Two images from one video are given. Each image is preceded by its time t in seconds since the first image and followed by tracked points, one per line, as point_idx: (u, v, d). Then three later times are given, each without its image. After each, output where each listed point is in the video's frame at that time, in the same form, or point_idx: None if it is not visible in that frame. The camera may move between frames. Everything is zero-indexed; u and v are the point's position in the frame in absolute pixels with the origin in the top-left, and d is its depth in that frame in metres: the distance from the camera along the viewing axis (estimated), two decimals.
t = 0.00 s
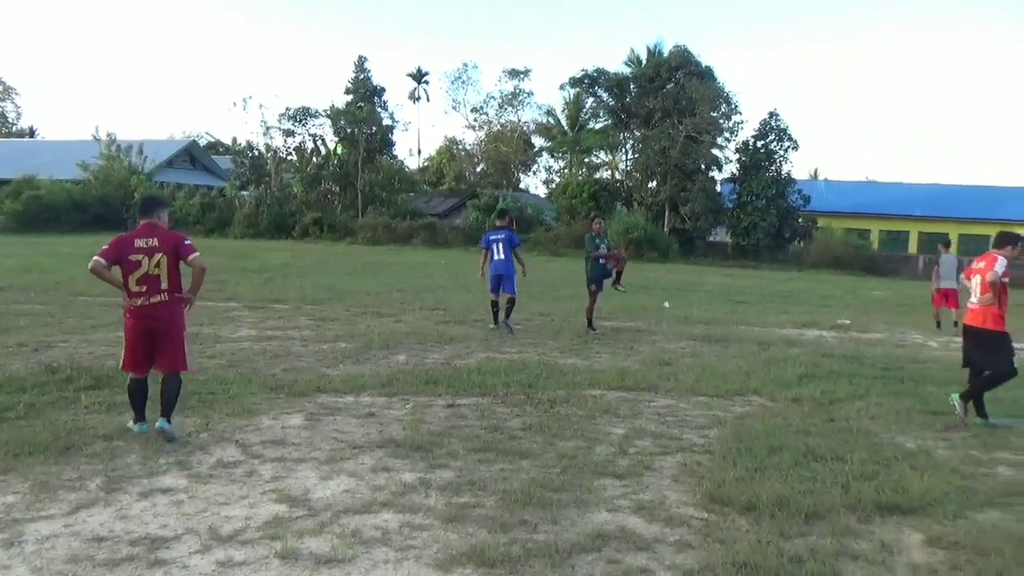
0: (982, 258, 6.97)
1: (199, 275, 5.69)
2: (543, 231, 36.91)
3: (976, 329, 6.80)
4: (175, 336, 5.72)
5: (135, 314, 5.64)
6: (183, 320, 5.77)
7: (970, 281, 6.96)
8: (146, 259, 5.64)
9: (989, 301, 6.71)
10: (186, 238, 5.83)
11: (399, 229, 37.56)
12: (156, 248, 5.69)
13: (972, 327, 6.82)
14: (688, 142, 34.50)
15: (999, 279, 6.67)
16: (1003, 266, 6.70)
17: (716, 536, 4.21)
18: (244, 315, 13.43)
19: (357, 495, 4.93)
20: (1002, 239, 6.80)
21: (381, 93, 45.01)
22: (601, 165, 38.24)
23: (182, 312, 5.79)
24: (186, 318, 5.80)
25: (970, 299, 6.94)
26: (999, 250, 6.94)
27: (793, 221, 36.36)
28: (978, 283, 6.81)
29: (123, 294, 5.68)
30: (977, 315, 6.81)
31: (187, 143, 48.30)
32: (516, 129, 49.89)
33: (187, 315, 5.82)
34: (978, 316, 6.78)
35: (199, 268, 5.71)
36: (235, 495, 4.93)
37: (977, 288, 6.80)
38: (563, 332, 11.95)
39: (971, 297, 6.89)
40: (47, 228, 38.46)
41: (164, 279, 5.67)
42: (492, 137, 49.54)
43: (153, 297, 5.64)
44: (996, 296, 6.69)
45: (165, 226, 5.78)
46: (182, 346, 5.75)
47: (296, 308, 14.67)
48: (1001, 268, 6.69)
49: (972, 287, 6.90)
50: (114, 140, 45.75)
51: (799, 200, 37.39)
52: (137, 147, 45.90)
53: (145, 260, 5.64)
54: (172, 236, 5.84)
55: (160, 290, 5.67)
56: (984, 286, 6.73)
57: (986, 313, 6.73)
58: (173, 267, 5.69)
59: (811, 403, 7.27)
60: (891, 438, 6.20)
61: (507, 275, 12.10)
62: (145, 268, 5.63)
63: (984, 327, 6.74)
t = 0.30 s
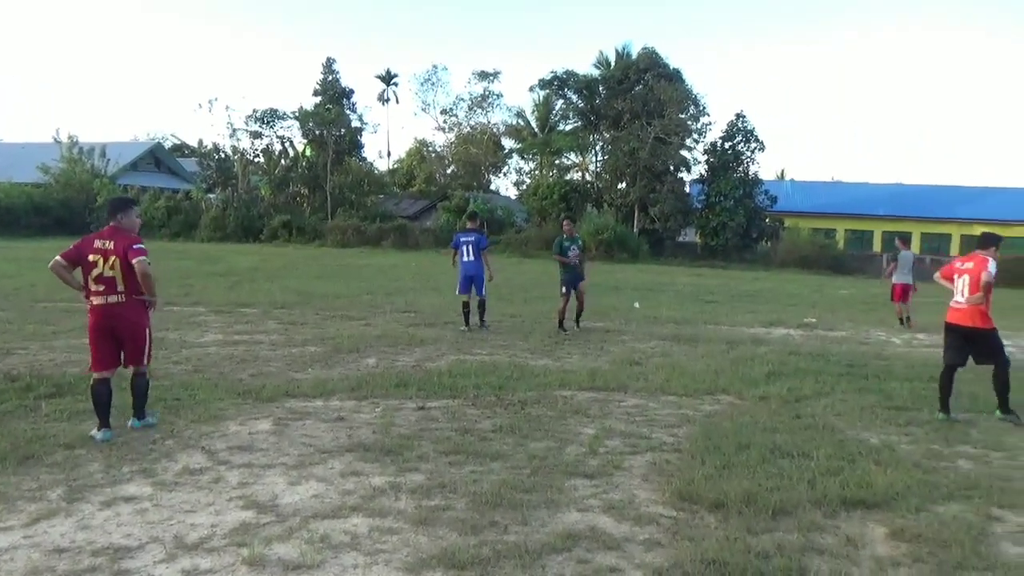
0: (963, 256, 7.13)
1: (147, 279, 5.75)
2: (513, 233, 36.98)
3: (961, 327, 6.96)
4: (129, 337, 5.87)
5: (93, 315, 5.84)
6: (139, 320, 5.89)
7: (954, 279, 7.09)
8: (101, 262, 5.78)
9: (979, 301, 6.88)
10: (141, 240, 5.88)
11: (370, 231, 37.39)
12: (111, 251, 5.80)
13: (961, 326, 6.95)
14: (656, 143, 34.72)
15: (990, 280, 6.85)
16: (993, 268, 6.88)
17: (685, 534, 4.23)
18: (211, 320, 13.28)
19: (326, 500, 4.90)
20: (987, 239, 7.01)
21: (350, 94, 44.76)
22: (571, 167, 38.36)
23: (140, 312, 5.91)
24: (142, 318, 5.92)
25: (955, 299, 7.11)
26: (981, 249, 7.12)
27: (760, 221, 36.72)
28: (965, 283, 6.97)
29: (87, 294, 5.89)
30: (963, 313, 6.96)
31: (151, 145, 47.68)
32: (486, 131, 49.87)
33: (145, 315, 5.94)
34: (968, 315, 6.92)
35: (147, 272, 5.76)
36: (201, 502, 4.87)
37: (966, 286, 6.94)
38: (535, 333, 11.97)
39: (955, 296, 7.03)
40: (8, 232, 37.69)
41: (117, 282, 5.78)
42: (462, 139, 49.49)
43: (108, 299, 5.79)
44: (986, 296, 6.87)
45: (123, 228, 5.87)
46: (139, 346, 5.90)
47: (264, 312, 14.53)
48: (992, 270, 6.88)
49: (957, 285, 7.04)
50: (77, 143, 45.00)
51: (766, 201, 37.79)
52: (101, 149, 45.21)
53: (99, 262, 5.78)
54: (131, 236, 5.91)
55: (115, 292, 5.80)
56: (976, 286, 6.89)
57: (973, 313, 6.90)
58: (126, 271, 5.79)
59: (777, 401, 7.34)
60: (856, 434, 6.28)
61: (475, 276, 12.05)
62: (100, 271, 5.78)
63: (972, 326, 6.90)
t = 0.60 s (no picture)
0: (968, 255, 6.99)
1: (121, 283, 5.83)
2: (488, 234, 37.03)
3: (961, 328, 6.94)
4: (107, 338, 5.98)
5: (77, 315, 6.01)
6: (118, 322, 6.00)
7: (957, 279, 7.00)
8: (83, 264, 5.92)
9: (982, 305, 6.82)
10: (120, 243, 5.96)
11: (343, 232, 37.20)
12: (92, 253, 5.93)
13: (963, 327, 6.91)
14: (631, 144, 34.85)
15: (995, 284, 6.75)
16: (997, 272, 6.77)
17: (659, 533, 4.24)
18: (182, 322, 13.14)
19: (299, 503, 4.85)
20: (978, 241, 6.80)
21: (323, 95, 44.47)
22: (546, 167, 38.44)
23: (120, 314, 6.02)
24: (121, 320, 6.02)
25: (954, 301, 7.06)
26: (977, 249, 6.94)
27: (733, 221, 36.97)
28: (967, 285, 6.89)
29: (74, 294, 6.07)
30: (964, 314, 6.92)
31: (120, 146, 47.13)
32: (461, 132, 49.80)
33: (124, 317, 6.04)
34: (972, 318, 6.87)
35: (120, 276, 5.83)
36: (172, 507, 4.80)
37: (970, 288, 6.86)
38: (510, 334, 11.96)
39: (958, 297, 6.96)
40: None
41: (96, 284, 5.91)
42: (437, 139, 49.39)
43: (88, 301, 5.94)
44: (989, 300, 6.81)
45: (104, 230, 5.97)
46: (117, 347, 6.00)
47: (236, 314, 14.41)
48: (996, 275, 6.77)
49: (960, 286, 6.96)
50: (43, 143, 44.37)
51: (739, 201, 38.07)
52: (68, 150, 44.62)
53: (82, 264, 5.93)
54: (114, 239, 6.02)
55: (95, 294, 5.93)
56: (979, 290, 6.81)
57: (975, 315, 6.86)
58: (104, 274, 5.89)
59: (750, 399, 7.38)
60: (827, 431, 6.33)
61: (454, 277, 12.02)
62: (82, 273, 5.94)
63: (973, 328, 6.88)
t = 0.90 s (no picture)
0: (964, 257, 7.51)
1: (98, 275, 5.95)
2: (460, 232, 37.07)
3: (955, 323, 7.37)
4: (80, 331, 6.07)
5: (54, 309, 6.13)
6: (91, 316, 6.09)
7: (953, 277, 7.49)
8: (62, 258, 6.07)
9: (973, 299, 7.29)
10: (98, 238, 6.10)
11: (312, 230, 36.90)
12: (70, 248, 6.07)
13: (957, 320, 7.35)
14: (601, 143, 34.95)
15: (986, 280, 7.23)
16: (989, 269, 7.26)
17: (628, 529, 4.25)
18: (146, 321, 12.95)
19: (266, 504, 4.79)
20: (972, 240, 7.38)
21: (291, 91, 44.11)
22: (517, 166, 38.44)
23: (94, 308, 6.11)
24: (95, 314, 6.11)
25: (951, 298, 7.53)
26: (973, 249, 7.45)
27: (702, 220, 37.23)
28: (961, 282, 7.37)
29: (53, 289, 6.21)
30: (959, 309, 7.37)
31: (82, 142, 46.38)
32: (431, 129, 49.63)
33: (98, 311, 6.13)
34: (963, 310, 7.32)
35: (96, 269, 5.95)
36: (135, 510, 4.72)
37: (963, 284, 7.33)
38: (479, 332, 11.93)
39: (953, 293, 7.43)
40: None
41: (73, 277, 6.03)
42: (408, 137, 49.17)
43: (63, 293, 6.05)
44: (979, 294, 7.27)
45: (83, 226, 6.12)
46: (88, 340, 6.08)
47: (202, 313, 14.23)
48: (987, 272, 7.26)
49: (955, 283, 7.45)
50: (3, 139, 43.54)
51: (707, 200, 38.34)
52: (29, 146, 43.84)
53: (61, 259, 6.07)
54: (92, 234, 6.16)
55: (71, 287, 6.05)
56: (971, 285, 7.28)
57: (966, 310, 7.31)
58: (81, 267, 6.01)
59: (718, 396, 7.44)
60: (794, 427, 6.39)
61: (425, 272, 11.95)
62: (60, 267, 6.07)
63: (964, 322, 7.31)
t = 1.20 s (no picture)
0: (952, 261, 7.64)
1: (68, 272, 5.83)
2: (435, 231, 37.00)
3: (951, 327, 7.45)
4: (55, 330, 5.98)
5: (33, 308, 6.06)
6: (67, 314, 6.00)
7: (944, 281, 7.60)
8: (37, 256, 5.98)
9: (967, 302, 7.37)
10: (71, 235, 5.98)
11: (286, 228, 36.61)
12: (45, 245, 5.98)
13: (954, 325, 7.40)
14: (577, 142, 35.01)
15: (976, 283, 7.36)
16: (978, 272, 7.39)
17: (602, 527, 4.25)
18: (115, 319, 12.76)
19: (237, 504, 4.74)
20: (960, 244, 7.52)
21: (265, 87, 43.72)
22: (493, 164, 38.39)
23: (69, 306, 6.01)
24: (71, 312, 6.02)
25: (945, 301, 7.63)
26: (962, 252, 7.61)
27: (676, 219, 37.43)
28: (953, 285, 7.48)
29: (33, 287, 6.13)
30: (952, 312, 7.47)
31: (50, 136, 45.68)
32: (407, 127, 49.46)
33: (74, 309, 6.03)
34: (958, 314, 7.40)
35: (65, 267, 5.83)
36: (103, 511, 4.64)
37: (956, 288, 7.43)
38: (453, 331, 11.88)
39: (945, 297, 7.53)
40: None
41: (48, 275, 5.93)
42: (383, 134, 48.92)
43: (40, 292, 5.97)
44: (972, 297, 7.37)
45: (57, 224, 6.02)
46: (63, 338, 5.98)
47: (173, 311, 14.06)
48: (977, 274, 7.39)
49: (946, 287, 7.55)
50: None
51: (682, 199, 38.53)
52: None
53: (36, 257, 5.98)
54: (67, 231, 6.04)
55: (47, 285, 5.96)
56: (963, 288, 7.38)
57: (961, 313, 7.41)
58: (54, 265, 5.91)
59: (692, 394, 7.46)
60: (766, 425, 6.43)
61: (399, 270, 11.89)
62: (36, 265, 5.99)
63: (960, 325, 7.41)
